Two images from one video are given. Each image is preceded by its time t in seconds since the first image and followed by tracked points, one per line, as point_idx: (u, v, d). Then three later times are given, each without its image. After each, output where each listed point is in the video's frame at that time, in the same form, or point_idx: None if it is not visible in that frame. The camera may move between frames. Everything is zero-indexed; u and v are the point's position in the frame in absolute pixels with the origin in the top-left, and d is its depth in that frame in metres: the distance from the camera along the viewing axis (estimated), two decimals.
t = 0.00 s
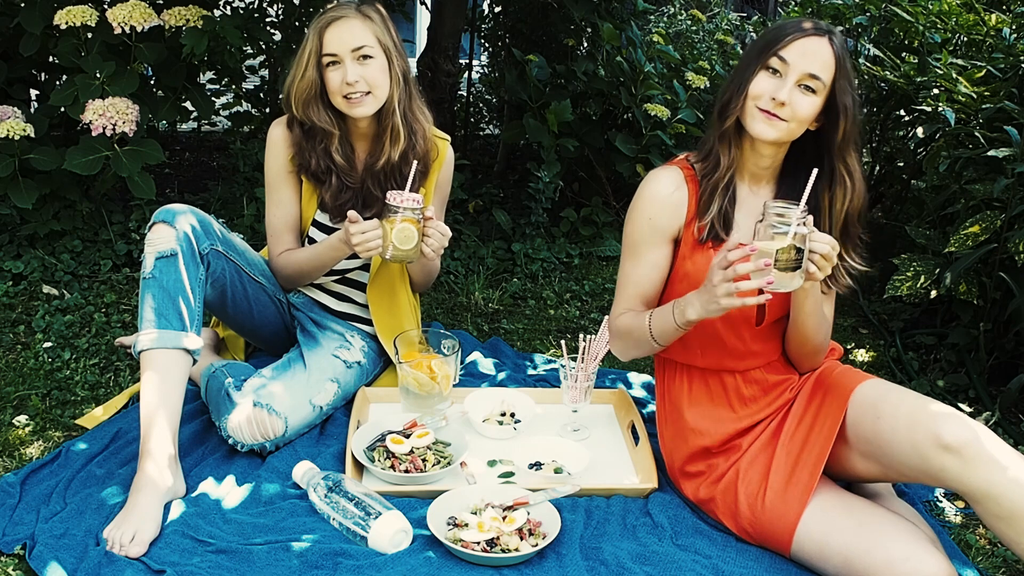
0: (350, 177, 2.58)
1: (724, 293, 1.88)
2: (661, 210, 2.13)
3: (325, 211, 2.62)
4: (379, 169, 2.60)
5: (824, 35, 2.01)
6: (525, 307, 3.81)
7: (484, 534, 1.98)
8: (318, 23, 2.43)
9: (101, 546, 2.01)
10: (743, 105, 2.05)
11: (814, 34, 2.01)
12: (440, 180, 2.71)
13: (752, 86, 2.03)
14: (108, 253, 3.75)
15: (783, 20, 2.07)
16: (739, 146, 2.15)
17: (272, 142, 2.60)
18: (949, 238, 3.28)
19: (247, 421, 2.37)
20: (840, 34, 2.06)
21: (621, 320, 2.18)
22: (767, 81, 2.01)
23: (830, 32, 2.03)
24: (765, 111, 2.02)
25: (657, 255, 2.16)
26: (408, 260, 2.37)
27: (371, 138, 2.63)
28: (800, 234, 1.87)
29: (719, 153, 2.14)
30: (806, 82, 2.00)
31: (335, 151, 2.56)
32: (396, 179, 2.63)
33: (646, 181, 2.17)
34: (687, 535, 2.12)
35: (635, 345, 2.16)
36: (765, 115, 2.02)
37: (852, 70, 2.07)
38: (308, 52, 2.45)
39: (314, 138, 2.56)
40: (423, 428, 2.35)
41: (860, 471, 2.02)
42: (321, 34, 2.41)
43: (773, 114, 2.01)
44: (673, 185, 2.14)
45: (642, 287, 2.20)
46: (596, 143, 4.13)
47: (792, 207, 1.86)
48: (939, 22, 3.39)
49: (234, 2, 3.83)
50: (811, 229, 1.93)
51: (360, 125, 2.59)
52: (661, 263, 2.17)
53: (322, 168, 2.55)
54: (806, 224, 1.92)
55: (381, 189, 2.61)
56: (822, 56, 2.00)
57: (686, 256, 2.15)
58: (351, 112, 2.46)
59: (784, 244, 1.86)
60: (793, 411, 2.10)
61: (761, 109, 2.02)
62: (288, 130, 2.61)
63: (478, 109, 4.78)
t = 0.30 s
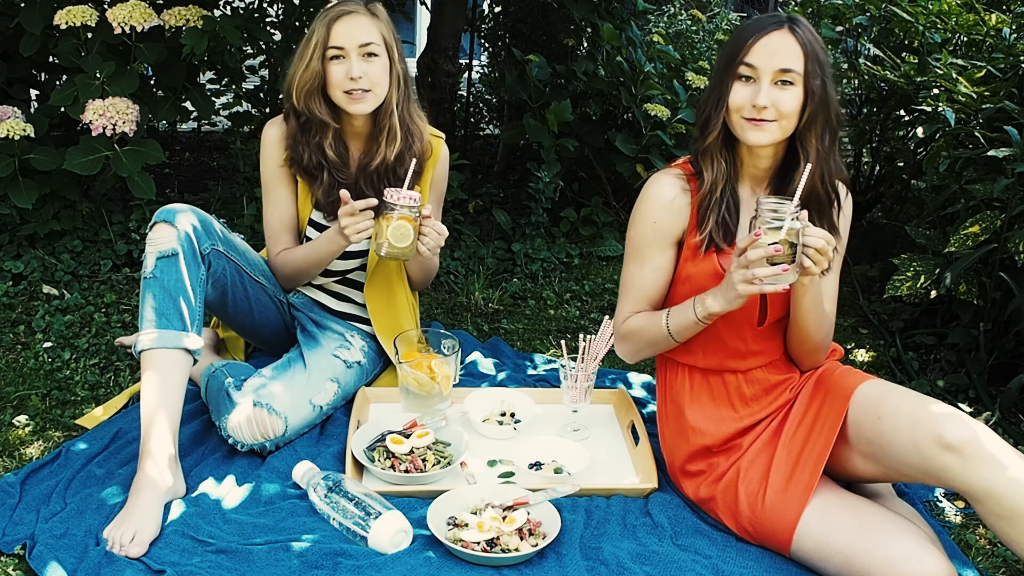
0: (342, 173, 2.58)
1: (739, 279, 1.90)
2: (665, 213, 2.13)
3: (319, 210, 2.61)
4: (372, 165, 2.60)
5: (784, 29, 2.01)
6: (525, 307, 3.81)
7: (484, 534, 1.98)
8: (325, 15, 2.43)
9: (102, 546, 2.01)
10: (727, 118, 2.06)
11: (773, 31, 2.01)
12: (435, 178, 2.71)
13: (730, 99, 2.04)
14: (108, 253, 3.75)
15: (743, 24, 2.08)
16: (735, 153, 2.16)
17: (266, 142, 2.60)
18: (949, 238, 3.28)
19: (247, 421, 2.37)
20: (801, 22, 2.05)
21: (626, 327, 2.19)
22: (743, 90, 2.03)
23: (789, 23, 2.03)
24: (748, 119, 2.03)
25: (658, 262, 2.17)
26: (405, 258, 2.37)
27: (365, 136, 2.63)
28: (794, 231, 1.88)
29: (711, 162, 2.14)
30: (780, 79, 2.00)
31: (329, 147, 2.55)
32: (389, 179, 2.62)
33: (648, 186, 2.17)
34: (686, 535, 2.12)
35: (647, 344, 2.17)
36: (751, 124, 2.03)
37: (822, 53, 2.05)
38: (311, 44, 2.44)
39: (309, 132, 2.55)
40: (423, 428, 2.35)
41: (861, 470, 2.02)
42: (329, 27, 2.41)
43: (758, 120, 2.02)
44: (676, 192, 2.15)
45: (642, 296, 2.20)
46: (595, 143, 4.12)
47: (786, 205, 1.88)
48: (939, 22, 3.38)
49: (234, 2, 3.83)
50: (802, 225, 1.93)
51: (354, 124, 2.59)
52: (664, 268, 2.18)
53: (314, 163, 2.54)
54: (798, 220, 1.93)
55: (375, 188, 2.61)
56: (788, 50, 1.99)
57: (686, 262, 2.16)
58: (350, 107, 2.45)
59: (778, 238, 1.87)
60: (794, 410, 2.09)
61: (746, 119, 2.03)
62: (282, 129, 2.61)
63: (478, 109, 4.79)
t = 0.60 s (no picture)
0: (341, 173, 2.57)
1: (739, 283, 1.91)
2: (669, 212, 2.13)
3: (319, 210, 2.61)
4: (372, 165, 2.59)
5: (743, 36, 2.00)
6: (525, 307, 3.81)
7: (484, 534, 1.97)
8: (334, 15, 2.42)
9: (102, 546, 2.01)
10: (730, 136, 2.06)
11: (731, 43, 2.01)
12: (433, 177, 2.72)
13: (723, 119, 2.04)
14: (108, 253, 3.75)
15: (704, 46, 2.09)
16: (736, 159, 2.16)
17: (265, 143, 2.60)
18: (949, 238, 3.28)
19: (247, 421, 2.37)
20: (756, 22, 2.04)
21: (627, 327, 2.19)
22: (729, 108, 2.02)
23: (745, 28, 2.02)
24: (746, 129, 2.02)
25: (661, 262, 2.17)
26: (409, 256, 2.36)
27: (364, 136, 2.63)
28: (794, 234, 1.88)
29: (709, 171, 2.13)
30: (759, 80, 1.99)
31: (330, 146, 2.55)
32: (389, 180, 2.61)
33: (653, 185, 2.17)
34: (686, 535, 2.12)
35: (647, 343, 2.17)
36: (755, 131, 2.02)
37: (788, 43, 2.04)
38: (318, 43, 2.42)
39: (311, 130, 2.54)
40: (423, 428, 2.35)
41: (861, 471, 2.02)
42: (339, 26, 2.40)
43: (757, 126, 2.01)
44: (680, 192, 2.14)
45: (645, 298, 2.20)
46: (596, 143, 4.12)
47: (784, 208, 1.88)
48: (939, 22, 3.38)
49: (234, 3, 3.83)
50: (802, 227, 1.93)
51: (354, 125, 2.59)
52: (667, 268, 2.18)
53: (315, 162, 2.54)
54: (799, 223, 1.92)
55: (373, 188, 2.60)
56: (755, 53, 1.99)
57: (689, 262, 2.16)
58: (355, 108, 2.46)
59: (777, 244, 1.87)
60: (795, 410, 2.09)
61: (744, 130, 2.02)
62: (281, 130, 2.61)
63: (478, 109, 4.79)
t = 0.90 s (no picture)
0: (339, 174, 2.57)
1: (735, 279, 1.91)
2: (666, 208, 2.13)
3: (317, 211, 2.61)
4: (371, 166, 2.59)
5: (750, 35, 2.00)
6: (525, 307, 3.81)
7: (484, 534, 1.97)
8: (331, 15, 2.42)
9: (102, 546, 2.01)
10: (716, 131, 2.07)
11: (738, 39, 2.01)
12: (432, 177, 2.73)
13: (711, 112, 2.06)
14: (108, 253, 3.75)
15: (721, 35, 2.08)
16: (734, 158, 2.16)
17: (263, 144, 2.60)
18: (949, 238, 3.28)
19: (247, 420, 2.37)
20: (773, 25, 2.02)
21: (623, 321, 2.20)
22: (718, 103, 2.04)
23: (758, 29, 2.00)
24: (726, 128, 2.03)
25: (659, 256, 2.17)
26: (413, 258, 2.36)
27: (362, 137, 2.63)
28: (793, 236, 1.88)
29: (705, 168, 2.13)
30: (747, 84, 1.99)
31: (327, 148, 2.55)
32: (387, 180, 2.61)
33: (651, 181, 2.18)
34: (686, 535, 2.12)
35: (644, 339, 2.16)
36: (732, 132, 2.02)
37: (796, 52, 2.01)
38: (315, 44, 2.42)
39: (309, 133, 2.54)
40: (423, 428, 2.35)
41: (861, 470, 2.02)
42: (336, 27, 2.40)
43: (735, 127, 2.01)
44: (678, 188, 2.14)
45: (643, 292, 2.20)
46: (595, 143, 4.12)
47: (785, 210, 1.87)
48: (939, 22, 3.38)
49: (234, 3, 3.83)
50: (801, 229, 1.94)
51: (352, 126, 2.59)
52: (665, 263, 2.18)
53: (313, 164, 2.54)
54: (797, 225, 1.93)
55: (372, 190, 2.60)
56: (751, 55, 1.98)
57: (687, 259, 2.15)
58: (354, 108, 2.46)
59: (776, 243, 1.86)
60: (794, 410, 2.10)
61: (724, 128, 2.03)
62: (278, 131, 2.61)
63: (478, 109, 4.79)
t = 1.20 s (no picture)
0: (335, 174, 2.57)
1: (731, 282, 1.91)
2: (665, 208, 2.13)
3: (315, 212, 2.62)
4: (368, 164, 2.58)
5: (743, 41, 1.99)
6: (525, 307, 3.81)
7: (484, 534, 1.97)
8: (326, 16, 2.41)
9: (101, 546, 2.01)
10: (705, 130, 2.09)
11: (731, 43, 2.00)
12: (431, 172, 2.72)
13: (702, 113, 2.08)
14: (108, 253, 3.75)
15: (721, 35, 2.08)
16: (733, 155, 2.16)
17: (261, 144, 2.60)
18: (949, 238, 3.28)
19: (247, 421, 2.37)
20: (769, 31, 2.00)
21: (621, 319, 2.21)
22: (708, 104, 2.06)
23: (754, 35, 1.99)
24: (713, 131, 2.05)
25: (659, 254, 2.17)
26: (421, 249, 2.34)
27: (360, 135, 2.63)
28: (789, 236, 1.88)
29: (702, 167, 2.14)
30: (734, 92, 2.00)
31: (324, 148, 2.55)
32: (385, 178, 2.60)
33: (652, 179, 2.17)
34: (686, 535, 2.12)
35: (644, 338, 2.16)
36: (717, 138, 2.04)
37: (788, 61, 1.99)
38: (311, 46, 2.42)
39: (307, 134, 2.54)
40: (423, 428, 2.35)
41: (861, 470, 2.02)
42: (331, 28, 2.39)
43: (721, 132, 2.03)
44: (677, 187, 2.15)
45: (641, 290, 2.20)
46: (595, 143, 4.12)
47: (778, 210, 1.87)
48: (938, 22, 3.38)
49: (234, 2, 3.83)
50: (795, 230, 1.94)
51: (349, 125, 2.58)
52: (664, 262, 2.18)
53: (308, 164, 2.54)
54: (791, 225, 1.93)
55: (369, 185, 2.59)
56: (741, 63, 1.98)
57: (686, 259, 2.16)
58: (352, 108, 2.46)
59: (770, 243, 1.86)
60: (794, 409, 2.09)
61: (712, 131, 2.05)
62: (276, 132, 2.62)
63: (478, 109, 4.79)
